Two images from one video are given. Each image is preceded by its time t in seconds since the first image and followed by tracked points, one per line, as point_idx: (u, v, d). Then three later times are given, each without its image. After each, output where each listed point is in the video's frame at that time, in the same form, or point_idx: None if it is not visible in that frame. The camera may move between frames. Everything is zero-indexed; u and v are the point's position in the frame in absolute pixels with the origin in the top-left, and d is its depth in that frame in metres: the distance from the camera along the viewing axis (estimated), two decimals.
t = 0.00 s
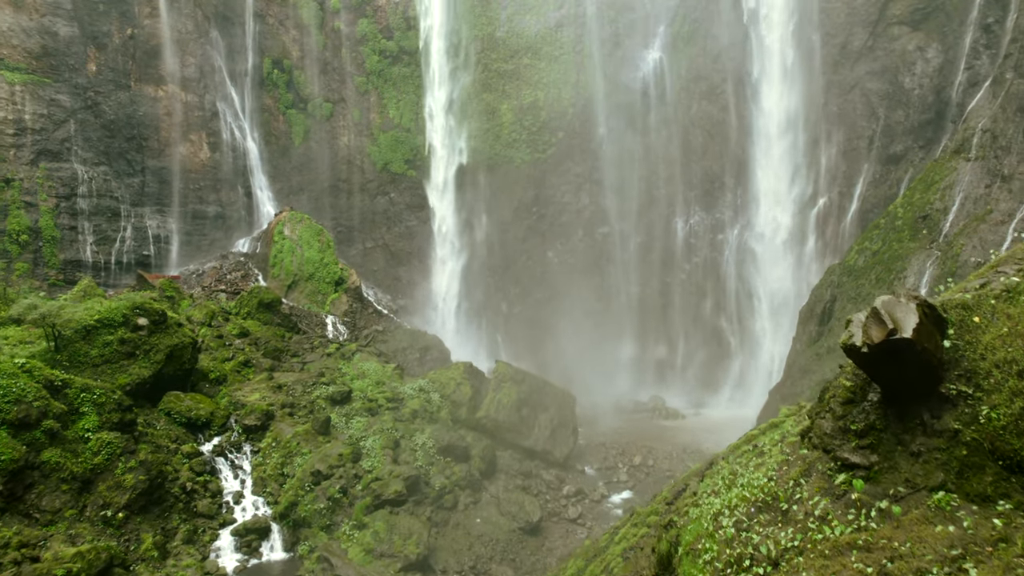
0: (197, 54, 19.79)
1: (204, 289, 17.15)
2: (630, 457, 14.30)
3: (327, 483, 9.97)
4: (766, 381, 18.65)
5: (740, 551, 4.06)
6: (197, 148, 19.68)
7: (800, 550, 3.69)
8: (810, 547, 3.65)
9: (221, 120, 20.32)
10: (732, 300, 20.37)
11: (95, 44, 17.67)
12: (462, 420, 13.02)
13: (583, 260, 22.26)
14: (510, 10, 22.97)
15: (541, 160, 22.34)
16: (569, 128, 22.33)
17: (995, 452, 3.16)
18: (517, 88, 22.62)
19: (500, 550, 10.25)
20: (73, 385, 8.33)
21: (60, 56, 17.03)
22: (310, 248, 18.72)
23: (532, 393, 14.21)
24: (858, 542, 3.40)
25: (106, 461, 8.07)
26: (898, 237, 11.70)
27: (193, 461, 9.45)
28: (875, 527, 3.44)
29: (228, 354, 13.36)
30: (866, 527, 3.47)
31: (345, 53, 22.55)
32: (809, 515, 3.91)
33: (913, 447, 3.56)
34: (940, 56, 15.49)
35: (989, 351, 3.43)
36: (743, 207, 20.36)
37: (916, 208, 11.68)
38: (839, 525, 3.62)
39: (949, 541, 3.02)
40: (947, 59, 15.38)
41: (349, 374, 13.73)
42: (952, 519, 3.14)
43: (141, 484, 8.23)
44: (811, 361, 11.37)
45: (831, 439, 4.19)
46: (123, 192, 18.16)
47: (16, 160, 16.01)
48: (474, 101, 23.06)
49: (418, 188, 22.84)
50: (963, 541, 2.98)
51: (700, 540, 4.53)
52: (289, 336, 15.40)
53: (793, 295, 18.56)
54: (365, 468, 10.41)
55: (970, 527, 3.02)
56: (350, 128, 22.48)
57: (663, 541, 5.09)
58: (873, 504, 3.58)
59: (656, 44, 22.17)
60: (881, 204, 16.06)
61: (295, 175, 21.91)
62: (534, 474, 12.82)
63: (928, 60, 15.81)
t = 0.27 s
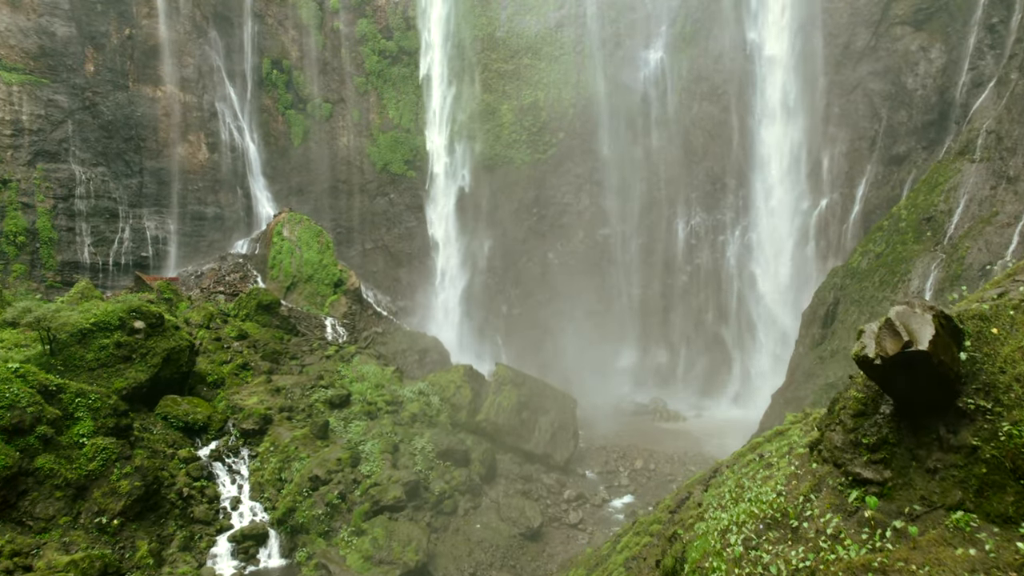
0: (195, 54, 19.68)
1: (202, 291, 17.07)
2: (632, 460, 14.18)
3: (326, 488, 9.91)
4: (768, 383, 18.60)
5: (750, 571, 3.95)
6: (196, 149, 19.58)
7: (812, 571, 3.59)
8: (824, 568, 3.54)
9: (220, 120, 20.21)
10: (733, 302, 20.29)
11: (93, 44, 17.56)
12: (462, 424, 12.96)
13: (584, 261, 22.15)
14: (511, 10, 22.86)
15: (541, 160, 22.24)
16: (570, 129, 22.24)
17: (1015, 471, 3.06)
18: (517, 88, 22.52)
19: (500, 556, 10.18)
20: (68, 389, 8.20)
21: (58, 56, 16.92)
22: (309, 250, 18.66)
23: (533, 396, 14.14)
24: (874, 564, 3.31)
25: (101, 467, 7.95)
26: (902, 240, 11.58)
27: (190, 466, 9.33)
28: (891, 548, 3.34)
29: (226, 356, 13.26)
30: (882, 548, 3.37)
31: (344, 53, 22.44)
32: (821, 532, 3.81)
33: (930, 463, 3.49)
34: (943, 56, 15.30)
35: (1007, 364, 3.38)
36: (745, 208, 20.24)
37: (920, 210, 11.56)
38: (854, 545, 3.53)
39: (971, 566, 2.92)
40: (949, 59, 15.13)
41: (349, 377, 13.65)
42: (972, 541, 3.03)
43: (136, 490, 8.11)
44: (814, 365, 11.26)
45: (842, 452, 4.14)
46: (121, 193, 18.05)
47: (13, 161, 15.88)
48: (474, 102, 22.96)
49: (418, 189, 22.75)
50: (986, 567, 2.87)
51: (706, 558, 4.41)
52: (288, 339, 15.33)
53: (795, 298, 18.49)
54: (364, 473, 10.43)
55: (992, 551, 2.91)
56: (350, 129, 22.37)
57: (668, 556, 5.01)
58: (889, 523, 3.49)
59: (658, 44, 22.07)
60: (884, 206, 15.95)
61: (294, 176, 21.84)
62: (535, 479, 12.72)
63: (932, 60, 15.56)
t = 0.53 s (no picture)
0: (193, 54, 19.54)
1: (201, 292, 17.00)
2: (633, 464, 14.05)
3: (325, 493, 9.84)
4: (770, 386, 18.56)
5: None
6: (194, 150, 19.47)
7: None
8: None
9: (218, 120, 20.09)
10: (734, 304, 20.20)
11: (90, 44, 17.43)
12: (462, 427, 12.89)
13: (584, 262, 22.04)
14: (511, 10, 22.72)
15: (542, 161, 22.12)
16: (570, 129, 22.12)
17: None
18: (517, 89, 22.40)
19: (500, 562, 10.12)
20: (62, 394, 8.08)
21: (55, 56, 16.76)
22: (308, 251, 18.56)
23: (532, 399, 14.05)
24: None
25: (95, 473, 7.81)
26: (906, 242, 11.46)
27: (186, 471, 9.22)
28: (910, 571, 3.30)
29: (224, 359, 13.17)
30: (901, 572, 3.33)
31: (343, 53, 22.31)
32: (834, 551, 3.79)
33: (947, 481, 3.43)
34: (946, 56, 15.14)
35: None
36: (746, 209, 20.11)
37: (924, 212, 11.43)
38: (871, 567, 3.50)
39: None
40: (953, 60, 14.96)
41: (348, 380, 13.57)
42: (998, 568, 2.99)
43: (131, 496, 7.99)
44: (817, 369, 11.16)
45: (853, 467, 4.11)
46: (119, 194, 17.94)
47: (10, 161, 15.73)
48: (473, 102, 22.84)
49: (417, 190, 22.64)
50: None
51: None
52: (287, 340, 15.21)
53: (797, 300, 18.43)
54: (362, 478, 10.34)
55: None
56: (349, 129, 22.25)
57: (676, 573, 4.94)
58: (906, 544, 3.44)
59: (659, 44, 21.95)
60: (887, 208, 15.86)
61: (293, 176, 21.73)
62: (535, 482, 12.62)
63: (935, 60, 15.42)
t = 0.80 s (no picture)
0: (191, 54, 19.40)
1: (199, 294, 16.90)
2: (634, 467, 13.95)
3: (322, 499, 9.72)
4: (771, 387, 18.50)
5: None
6: (192, 150, 19.35)
7: None
8: None
9: (216, 120, 19.95)
10: (735, 305, 20.12)
11: (87, 44, 17.28)
12: (461, 430, 12.74)
13: (585, 263, 21.94)
14: (511, 10, 22.59)
15: (542, 161, 22.00)
16: (570, 130, 21.98)
17: None
18: (517, 89, 22.27)
19: (499, 568, 10.06)
20: (56, 399, 7.97)
21: (52, 56, 16.60)
22: (306, 252, 18.45)
23: (533, 402, 13.94)
24: None
25: (88, 480, 7.68)
26: (910, 243, 11.30)
27: (182, 477, 9.10)
28: None
29: (222, 362, 13.06)
30: None
31: (342, 53, 22.18)
32: (847, 571, 3.82)
33: (966, 500, 3.40)
34: (950, 56, 14.98)
35: None
36: (747, 210, 20.02)
37: (928, 213, 11.28)
38: None
39: None
40: (956, 60, 14.81)
41: (346, 383, 13.46)
42: None
43: (125, 503, 7.85)
44: (821, 372, 11.05)
45: (868, 485, 4.14)
46: (116, 195, 17.81)
47: (7, 161, 15.55)
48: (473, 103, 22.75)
49: (416, 191, 22.52)
50: None
51: None
52: (285, 342, 15.11)
53: (799, 301, 18.34)
54: (360, 483, 10.24)
55: None
56: (348, 129, 22.13)
57: None
58: (923, 564, 3.42)
59: (660, 44, 21.79)
60: (891, 209, 15.73)
61: (292, 177, 21.61)
62: (536, 487, 12.52)
63: (938, 60, 15.26)
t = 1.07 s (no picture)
0: (188, 51, 19.24)
1: (196, 294, 16.79)
2: (635, 469, 13.86)
3: (320, 502, 9.61)
4: (773, 387, 18.39)
5: None
6: (190, 148, 19.20)
7: None
8: None
9: (214, 119, 19.81)
10: (738, 304, 20.01)
11: (84, 41, 17.11)
12: (461, 432, 12.62)
13: (585, 262, 21.79)
14: (511, 7, 22.38)
15: (542, 160, 21.84)
16: (570, 128, 21.81)
17: None
18: (517, 87, 22.09)
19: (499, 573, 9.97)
20: (49, 403, 7.86)
21: (48, 53, 16.44)
22: (305, 251, 18.31)
23: (533, 403, 13.82)
24: None
25: (82, 485, 7.56)
26: (914, 243, 11.14)
27: (178, 480, 8.98)
28: None
29: (219, 362, 12.93)
30: None
31: (341, 51, 22.01)
32: None
33: (986, 521, 3.49)
34: (954, 54, 14.77)
35: None
36: (750, 208, 19.90)
37: (933, 213, 11.11)
38: None
39: None
40: (960, 57, 14.65)
41: (345, 383, 13.33)
42: None
43: (119, 508, 7.72)
44: (824, 374, 10.94)
45: (882, 501, 4.24)
46: (114, 193, 17.68)
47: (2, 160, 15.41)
48: (474, 101, 22.61)
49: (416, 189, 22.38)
50: None
51: None
52: (283, 343, 15.01)
53: (801, 301, 18.21)
54: (359, 487, 10.13)
55: None
56: (347, 128, 21.99)
57: None
58: None
59: (661, 41, 21.61)
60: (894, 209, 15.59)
61: (290, 175, 21.48)
62: (536, 489, 12.44)
63: (942, 58, 15.08)
